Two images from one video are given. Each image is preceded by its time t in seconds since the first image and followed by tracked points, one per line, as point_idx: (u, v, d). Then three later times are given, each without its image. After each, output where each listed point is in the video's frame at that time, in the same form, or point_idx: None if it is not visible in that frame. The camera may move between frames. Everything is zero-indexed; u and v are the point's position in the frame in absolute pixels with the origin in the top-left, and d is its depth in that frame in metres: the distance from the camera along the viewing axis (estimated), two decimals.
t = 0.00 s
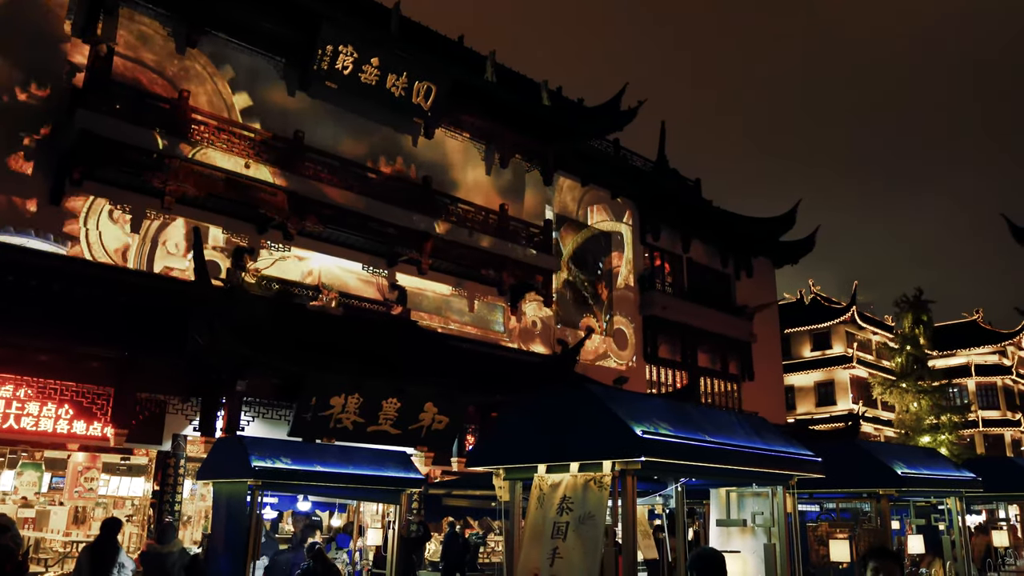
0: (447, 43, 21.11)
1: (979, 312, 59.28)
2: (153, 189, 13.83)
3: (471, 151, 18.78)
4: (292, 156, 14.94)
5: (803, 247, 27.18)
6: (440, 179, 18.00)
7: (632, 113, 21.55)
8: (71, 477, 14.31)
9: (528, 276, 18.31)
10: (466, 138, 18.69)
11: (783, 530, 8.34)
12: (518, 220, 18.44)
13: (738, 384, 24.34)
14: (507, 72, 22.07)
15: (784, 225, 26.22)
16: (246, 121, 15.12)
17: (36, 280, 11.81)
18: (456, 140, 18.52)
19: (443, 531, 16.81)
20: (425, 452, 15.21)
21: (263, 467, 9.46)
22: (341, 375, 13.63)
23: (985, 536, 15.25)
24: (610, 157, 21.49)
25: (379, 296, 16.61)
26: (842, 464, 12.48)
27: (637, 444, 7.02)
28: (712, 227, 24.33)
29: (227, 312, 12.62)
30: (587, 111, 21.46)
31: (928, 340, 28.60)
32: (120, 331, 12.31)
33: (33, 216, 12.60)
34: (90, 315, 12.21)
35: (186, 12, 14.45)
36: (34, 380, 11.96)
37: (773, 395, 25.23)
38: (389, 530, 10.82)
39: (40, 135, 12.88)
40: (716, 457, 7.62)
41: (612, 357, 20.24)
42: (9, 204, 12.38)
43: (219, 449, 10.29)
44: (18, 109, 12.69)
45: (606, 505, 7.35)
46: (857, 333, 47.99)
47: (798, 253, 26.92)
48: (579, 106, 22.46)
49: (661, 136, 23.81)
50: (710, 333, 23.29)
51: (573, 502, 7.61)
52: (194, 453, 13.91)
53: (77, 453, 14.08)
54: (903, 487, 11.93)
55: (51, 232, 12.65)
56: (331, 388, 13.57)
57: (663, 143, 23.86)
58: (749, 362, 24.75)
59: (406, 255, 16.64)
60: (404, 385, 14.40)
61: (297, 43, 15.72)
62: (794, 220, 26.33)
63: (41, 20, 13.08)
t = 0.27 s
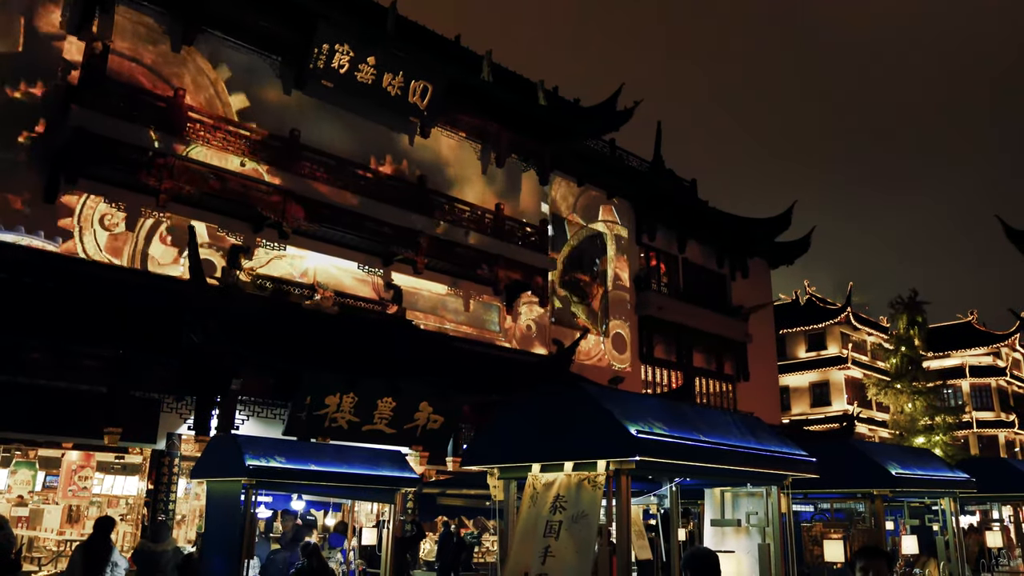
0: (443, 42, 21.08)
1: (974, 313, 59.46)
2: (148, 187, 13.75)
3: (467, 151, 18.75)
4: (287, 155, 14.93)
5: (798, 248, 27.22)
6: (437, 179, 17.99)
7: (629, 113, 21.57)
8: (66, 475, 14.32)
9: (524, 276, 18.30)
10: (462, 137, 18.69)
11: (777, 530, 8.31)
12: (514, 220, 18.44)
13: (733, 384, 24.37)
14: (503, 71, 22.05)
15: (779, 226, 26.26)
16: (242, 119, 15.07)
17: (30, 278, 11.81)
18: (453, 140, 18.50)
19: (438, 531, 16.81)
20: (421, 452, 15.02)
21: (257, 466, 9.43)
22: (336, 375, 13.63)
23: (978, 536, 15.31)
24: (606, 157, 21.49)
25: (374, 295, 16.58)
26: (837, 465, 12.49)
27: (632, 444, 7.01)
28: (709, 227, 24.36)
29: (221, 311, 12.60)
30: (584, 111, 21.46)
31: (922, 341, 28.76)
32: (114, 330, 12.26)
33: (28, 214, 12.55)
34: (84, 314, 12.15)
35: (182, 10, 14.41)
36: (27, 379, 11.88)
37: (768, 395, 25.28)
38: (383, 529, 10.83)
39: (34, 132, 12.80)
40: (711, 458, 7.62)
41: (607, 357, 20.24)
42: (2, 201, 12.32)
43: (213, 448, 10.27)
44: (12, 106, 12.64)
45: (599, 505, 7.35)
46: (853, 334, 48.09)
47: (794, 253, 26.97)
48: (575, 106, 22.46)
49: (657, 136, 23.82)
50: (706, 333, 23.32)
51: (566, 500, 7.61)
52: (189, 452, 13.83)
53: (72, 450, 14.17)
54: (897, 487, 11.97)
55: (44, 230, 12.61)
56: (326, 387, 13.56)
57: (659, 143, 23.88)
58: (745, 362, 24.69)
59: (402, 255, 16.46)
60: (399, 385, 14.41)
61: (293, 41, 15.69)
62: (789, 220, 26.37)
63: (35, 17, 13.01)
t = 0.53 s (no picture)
0: (441, 42, 21.07)
1: (971, 314, 59.59)
2: (145, 185, 13.74)
3: (465, 150, 18.74)
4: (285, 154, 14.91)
5: (795, 248, 27.25)
6: (435, 178, 17.99)
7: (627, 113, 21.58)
8: (63, 475, 14.31)
9: (521, 276, 18.29)
10: (460, 137, 18.69)
11: (772, 531, 8.35)
12: (512, 219, 18.43)
13: (730, 384, 24.39)
14: (502, 71, 22.05)
15: (777, 226, 26.28)
16: (239, 118, 15.02)
17: (27, 276, 11.85)
18: (450, 140, 18.49)
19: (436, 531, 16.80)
20: (417, 451, 15.03)
21: (253, 466, 9.43)
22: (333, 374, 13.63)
23: (974, 537, 15.35)
24: (604, 157, 21.50)
25: (371, 294, 16.58)
26: (833, 465, 12.48)
27: (627, 444, 7.02)
28: (707, 228, 24.37)
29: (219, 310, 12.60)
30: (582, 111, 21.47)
31: (919, 341, 28.81)
32: (111, 329, 12.24)
33: (25, 213, 12.53)
34: (81, 313, 12.14)
35: (180, 9, 14.40)
36: (23, 378, 11.85)
37: (765, 395, 25.29)
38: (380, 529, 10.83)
39: (31, 130, 12.79)
40: (705, 457, 7.61)
41: (605, 357, 20.25)
42: None
43: (210, 448, 10.26)
44: (9, 104, 12.63)
45: (593, 505, 7.36)
46: (850, 334, 48.17)
47: (791, 254, 26.99)
48: (573, 105, 22.46)
49: (655, 137, 23.85)
50: (703, 333, 23.32)
51: (560, 500, 7.61)
52: (184, 451, 13.77)
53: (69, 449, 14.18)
54: (893, 487, 11.97)
55: (41, 228, 12.58)
56: (323, 386, 13.55)
57: (657, 143, 23.89)
58: (742, 362, 24.73)
59: (399, 254, 16.55)
60: (397, 385, 14.39)
61: (291, 41, 15.68)
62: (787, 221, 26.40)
63: (32, 16, 12.99)
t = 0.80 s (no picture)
0: (440, 42, 21.06)
1: (969, 315, 59.66)
2: (143, 185, 13.72)
3: (464, 151, 18.73)
4: (283, 154, 14.91)
5: (794, 248, 27.25)
6: (434, 178, 17.98)
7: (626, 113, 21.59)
8: (60, 475, 14.28)
9: (520, 277, 18.29)
10: (459, 137, 18.69)
11: (767, 531, 8.39)
12: (510, 220, 18.44)
13: (729, 385, 24.40)
14: (501, 71, 22.05)
15: (776, 227, 26.28)
16: (237, 118, 15.02)
17: (25, 276, 11.85)
18: (449, 140, 18.49)
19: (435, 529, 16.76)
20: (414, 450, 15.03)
21: (249, 466, 9.43)
22: (331, 375, 13.62)
23: (971, 538, 15.37)
24: (603, 157, 21.50)
25: (370, 294, 16.59)
26: (829, 466, 12.47)
27: (621, 445, 7.02)
28: (705, 228, 24.38)
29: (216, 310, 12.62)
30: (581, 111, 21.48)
31: (917, 342, 28.82)
32: (108, 328, 12.22)
33: (23, 212, 12.52)
34: (78, 312, 12.12)
35: (178, 9, 14.39)
36: (20, 377, 11.83)
37: (763, 396, 25.30)
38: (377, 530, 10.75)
39: (29, 130, 12.78)
40: (700, 458, 7.59)
41: (603, 357, 20.24)
42: None
43: (206, 448, 10.25)
44: (8, 104, 12.63)
45: (587, 505, 7.33)
46: (849, 335, 48.20)
47: (790, 254, 27.01)
48: (572, 105, 22.45)
49: (654, 137, 23.85)
50: (701, 333, 23.33)
51: (554, 500, 7.61)
52: (183, 451, 13.72)
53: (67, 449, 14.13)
54: (889, 488, 11.96)
55: (38, 228, 12.58)
56: (321, 387, 13.54)
57: (656, 143, 23.90)
58: (740, 362, 24.77)
59: (398, 254, 16.48)
60: (395, 385, 14.39)
61: (290, 41, 15.68)
62: (786, 221, 26.41)
63: (30, 15, 12.99)
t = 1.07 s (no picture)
0: (438, 42, 21.07)
1: (967, 315, 59.75)
2: (142, 185, 13.73)
3: (462, 151, 18.74)
4: (280, 153, 14.90)
5: (792, 249, 27.27)
6: (432, 179, 17.99)
7: (624, 113, 21.60)
8: (57, 474, 14.26)
9: (518, 276, 18.28)
10: (457, 138, 18.69)
11: (761, 532, 8.34)
12: (508, 220, 18.44)
13: (726, 385, 24.42)
14: (499, 71, 22.06)
15: (774, 227, 26.30)
16: (235, 118, 15.02)
17: (23, 276, 11.87)
18: (447, 140, 18.49)
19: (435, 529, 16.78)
20: (411, 451, 15.27)
21: (246, 466, 9.42)
22: (328, 374, 13.61)
23: (968, 538, 15.39)
24: (601, 157, 21.52)
25: (367, 294, 16.58)
26: (824, 467, 12.47)
27: (615, 445, 7.00)
28: (704, 228, 24.39)
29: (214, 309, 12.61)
30: (579, 111, 21.50)
31: (915, 342, 28.84)
32: (105, 327, 12.18)
33: (21, 211, 12.52)
34: (75, 311, 12.10)
35: (176, 9, 14.38)
36: (17, 376, 11.82)
37: (761, 396, 25.32)
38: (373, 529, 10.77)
39: (28, 129, 12.78)
40: (692, 458, 7.58)
41: (600, 357, 20.25)
42: None
43: (203, 448, 10.23)
44: (6, 103, 12.62)
45: (581, 506, 7.35)
46: (847, 335, 48.26)
47: (788, 255, 27.03)
48: (570, 106, 22.46)
49: (652, 137, 23.87)
50: (699, 333, 23.33)
51: (549, 502, 7.59)
52: (178, 451, 14.00)
53: (65, 450, 14.16)
54: (885, 489, 11.96)
55: (35, 227, 12.56)
56: (319, 387, 13.52)
57: (654, 144, 23.92)
58: (738, 362, 24.81)
59: (395, 254, 16.54)
60: (393, 385, 14.37)
61: (288, 40, 15.67)
62: (784, 222, 26.44)
63: (28, 14, 12.98)
